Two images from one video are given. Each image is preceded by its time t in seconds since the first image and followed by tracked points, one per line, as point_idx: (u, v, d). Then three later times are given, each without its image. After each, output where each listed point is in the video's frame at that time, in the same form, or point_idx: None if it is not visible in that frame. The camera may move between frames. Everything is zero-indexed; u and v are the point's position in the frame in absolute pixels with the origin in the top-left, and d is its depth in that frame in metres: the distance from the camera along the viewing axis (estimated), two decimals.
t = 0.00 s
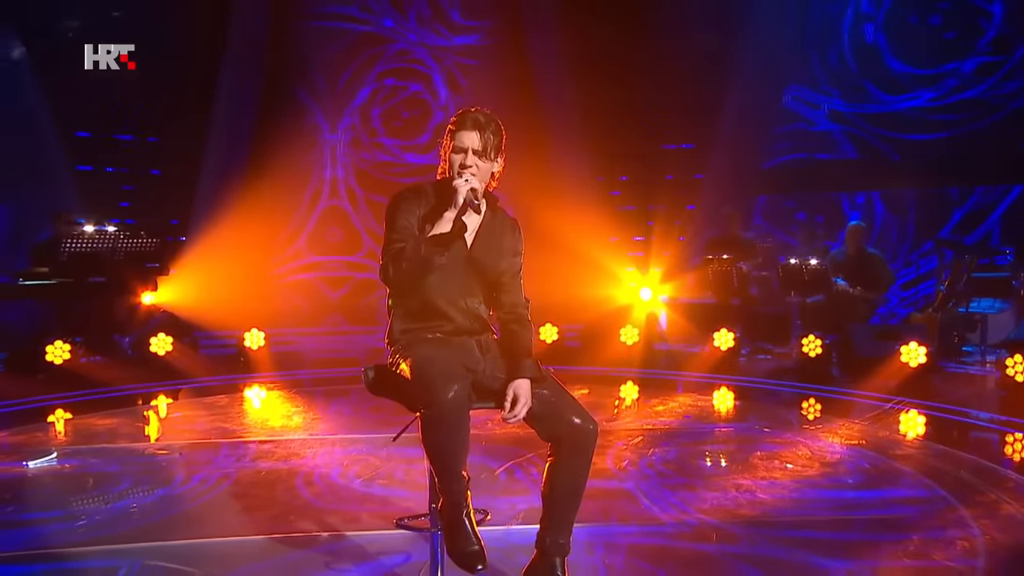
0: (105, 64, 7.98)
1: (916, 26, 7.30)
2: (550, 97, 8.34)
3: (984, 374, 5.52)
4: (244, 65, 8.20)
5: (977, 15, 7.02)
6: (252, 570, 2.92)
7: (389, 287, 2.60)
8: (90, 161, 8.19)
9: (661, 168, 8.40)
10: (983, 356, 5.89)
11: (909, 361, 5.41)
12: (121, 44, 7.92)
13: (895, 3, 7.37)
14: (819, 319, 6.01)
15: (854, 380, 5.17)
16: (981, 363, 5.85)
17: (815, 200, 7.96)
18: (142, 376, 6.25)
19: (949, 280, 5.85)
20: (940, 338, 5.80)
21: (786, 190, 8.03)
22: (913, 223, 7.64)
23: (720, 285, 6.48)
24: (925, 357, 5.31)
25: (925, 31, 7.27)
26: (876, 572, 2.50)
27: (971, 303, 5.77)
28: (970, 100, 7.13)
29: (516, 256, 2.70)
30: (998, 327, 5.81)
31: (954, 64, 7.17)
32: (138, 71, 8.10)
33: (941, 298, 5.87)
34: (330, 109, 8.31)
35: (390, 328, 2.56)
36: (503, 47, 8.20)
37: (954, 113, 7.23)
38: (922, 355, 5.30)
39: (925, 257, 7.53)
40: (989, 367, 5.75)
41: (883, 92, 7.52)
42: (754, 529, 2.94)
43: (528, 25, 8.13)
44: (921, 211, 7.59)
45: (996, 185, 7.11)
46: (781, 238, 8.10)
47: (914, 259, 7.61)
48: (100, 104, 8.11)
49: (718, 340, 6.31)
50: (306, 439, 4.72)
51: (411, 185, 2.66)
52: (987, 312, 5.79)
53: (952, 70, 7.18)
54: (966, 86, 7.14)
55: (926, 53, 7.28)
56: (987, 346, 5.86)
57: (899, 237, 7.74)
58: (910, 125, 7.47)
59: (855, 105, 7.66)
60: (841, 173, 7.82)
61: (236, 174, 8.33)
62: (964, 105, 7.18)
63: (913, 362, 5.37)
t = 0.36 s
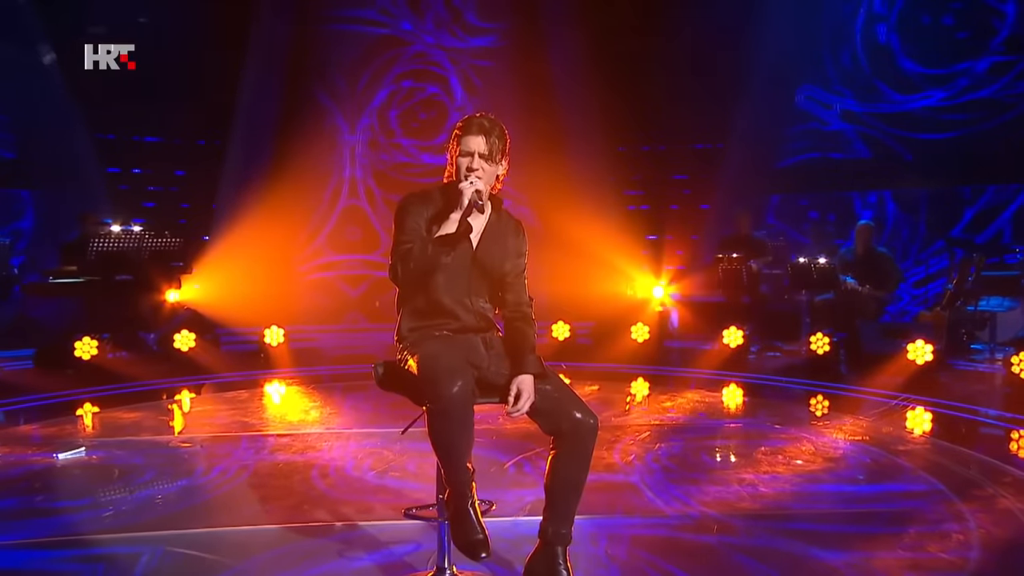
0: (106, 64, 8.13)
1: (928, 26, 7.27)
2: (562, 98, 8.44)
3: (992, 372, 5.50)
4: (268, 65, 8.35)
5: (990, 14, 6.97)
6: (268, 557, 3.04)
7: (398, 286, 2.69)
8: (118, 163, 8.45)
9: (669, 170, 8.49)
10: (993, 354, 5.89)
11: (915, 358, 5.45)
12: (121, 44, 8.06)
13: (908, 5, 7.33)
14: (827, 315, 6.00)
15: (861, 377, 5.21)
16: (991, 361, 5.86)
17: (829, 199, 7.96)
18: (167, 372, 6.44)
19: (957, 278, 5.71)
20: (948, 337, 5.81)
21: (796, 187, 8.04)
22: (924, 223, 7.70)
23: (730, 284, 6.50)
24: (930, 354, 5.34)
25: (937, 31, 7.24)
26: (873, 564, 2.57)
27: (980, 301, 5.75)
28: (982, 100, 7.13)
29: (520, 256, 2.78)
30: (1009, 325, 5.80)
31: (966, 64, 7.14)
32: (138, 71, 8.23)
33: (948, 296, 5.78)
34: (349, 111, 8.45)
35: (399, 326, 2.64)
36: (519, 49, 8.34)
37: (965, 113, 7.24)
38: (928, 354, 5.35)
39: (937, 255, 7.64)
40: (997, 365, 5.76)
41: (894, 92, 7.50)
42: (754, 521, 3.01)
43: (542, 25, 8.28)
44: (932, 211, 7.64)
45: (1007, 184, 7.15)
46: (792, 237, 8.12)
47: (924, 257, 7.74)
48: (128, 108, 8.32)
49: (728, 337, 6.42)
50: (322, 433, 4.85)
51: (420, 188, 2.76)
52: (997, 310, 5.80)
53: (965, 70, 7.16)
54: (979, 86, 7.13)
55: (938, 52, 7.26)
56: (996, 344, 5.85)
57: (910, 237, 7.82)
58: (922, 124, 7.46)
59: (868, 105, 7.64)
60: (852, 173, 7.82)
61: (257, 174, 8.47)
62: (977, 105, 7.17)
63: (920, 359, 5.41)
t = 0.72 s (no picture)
0: (105, 64, 8.31)
1: (937, 27, 7.27)
2: (573, 101, 8.56)
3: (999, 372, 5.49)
4: (285, 66, 8.50)
5: (999, 14, 6.91)
6: (282, 546, 3.16)
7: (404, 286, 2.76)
8: (139, 164, 8.57)
9: (676, 170, 8.62)
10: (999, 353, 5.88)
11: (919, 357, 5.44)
12: (121, 44, 8.23)
13: (918, 5, 7.33)
14: (832, 313, 6.29)
15: (866, 375, 5.25)
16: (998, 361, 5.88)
17: (839, 199, 7.94)
18: (186, 369, 6.61)
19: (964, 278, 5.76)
20: (954, 338, 5.80)
21: (807, 186, 8.04)
22: (933, 222, 7.56)
23: (738, 283, 6.45)
24: (934, 354, 5.34)
25: (947, 32, 7.23)
26: (867, 557, 2.63)
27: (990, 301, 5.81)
28: (991, 101, 7.08)
29: (522, 258, 2.85)
30: (1014, 325, 5.75)
31: (978, 65, 7.09)
32: (137, 72, 8.38)
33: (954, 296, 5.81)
34: (365, 113, 8.59)
35: (405, 325, 2.71)
36: (534, 53, 8.47)
37: (976, 113, 7.19)
38: (933, 353, 5.34)
39: (949, 254, 7.47)
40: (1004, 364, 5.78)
41: (903, 92, 7.51)
42: (752, 515, 3.08)
43: (554, 31, 8.43)
44: (942, 208, 7.49)
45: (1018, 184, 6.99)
46: (800, 237, 8.11)
47: (934, 257, 7.58)
48: (138, 108, 8.48)
49: (735, 336, 6.36)
50: (336, 428, 4.98)
51: (426, 192, 2.81)
52: (1003, 310, 5.79)
53: (976, 70, 7.11)
54: (989, 86, 7.08)
55: (948, 53, 7.25)
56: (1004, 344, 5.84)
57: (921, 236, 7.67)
58: (932, 125, 7.44)
59: (877, 105, 7.67)
60: (860, 175, 7.85)
61: (275, 173, 8.62)
62: (987, 105, 7.12)
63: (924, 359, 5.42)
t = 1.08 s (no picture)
0: (105, 64, 8.42)
1: (942, 29, 7.67)
2: (581, 104, 8.65)
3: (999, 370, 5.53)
4: (301, 63, 8.65)
5: (1004, 17, 7.40)
6: (292, 539, 3.27)
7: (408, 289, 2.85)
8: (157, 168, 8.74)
9: (681, 172, 8.76)
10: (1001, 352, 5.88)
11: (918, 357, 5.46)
12: (121, 44, 8.40)
13: (923, 7, 7.72)
14: (835, 314, 6.24)
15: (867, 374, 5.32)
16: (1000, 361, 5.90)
17: (843, 200, 8.37)
18: (202, 367, 6.77)
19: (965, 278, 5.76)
20: (954, 338, 5.88)
21: (812, 188, 8.38)
22: (936, 223, 8.05)
23: (740, 284, 6.63)
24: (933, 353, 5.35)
25: (952, 34, 7.65)
26: (857, 551, 2.70)
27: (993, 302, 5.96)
28: (994, 103, 7.57)
29: (522, 262, 2.89)
30: (1016, 323, 5.73)
31: (982, 67, 7.57)
32: (136, 71, 8.55)
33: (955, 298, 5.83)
34: (377, 116, 8.71)
35: (409, 326, 2.81)
36: (545, 56, 8.57)
37: (980, 115, 7.66)
38: (931, 351, 5.37)
39: (953, 254, 7.95)
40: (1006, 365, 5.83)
41: (908, 94, 7.92)
42: (749, 511, 3.14)
43: (564, 36, 8.53)
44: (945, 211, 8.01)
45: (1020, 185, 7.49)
46: (807, 237, 8.52)
47: (939, 257, 8.03)
48: (142, 107, 8.62)
49: (739, 335, 6.38)
50: (347, 425, 5.11)
51: (429, 199, 2.88)
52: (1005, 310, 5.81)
53: (979, 73, 7.59)
54: (994, 88, 7.56)
55: (954, 56, 7.67)
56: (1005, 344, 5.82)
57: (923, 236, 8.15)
58: (937, 127, 7.90)
59: (882, 106, 8.07)
60: (862, 174, 8.24)
61: (290, 174, 8.76)
62: (992, 107, 7.59)
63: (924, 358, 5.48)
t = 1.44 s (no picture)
0: (105, 64, 8.52)
1: (947, 33, 7.68)
2: (590, 105, 8.75)
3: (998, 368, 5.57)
4: (315, 70, 8.78)
5: (1009, 20, 7.36)
6: (301, 533, 3.38)
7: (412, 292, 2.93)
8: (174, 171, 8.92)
9: (688, 173, 8.82)
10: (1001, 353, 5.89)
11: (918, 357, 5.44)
12: (121, 44, 8.48)
13: (927, 12, 7.73)
14: (837, 313, 6.38)
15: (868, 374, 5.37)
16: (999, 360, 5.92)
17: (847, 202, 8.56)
18: (217, 366, 6.92)
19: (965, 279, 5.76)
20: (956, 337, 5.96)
21: (815, 191, 8.51)
22: (940, 225, 8.28)
23: (744, 285, 6.56)
24: (933, 354, 5.35)
25: (957, 38, 7.66)
26: (847, 546, 2.76)
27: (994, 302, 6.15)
28: (1000, 105, 7.58)
29: (521, 266, 2.97)
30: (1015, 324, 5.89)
31: (986, 69, 7.57)
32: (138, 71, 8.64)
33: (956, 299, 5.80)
34: (389, 119, 8.83)
35: (414, 328, 2.90)
36: (555, 61, 8.72)
37: (987, 117, 7.69)
38: (932, 353, 5.35)
39: (955, 257, 8.16)
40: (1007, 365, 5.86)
41: (913, 96, 7.96)
42: (745, 507, 3.21)
43: (573, 42, 8.67)
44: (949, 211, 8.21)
45: None
46: (812, 238, 8.70)
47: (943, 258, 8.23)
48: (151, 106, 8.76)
49: (741, 336, 6.25)
50: (356, 423, 5.23)
51: (433, 207, 2.96)
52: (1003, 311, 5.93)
53: (984, 75, 7.60)
54: (998, 90, 7.57)
55: (957, 59, 7.69)
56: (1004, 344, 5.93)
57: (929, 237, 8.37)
58: (943, 129, 7.97)
59: (886, 109, 8.12)
60: (867, 176, 8.40)
61: (303, 177, 8.90)
62: (999, 108, 7.61)
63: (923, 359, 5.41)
